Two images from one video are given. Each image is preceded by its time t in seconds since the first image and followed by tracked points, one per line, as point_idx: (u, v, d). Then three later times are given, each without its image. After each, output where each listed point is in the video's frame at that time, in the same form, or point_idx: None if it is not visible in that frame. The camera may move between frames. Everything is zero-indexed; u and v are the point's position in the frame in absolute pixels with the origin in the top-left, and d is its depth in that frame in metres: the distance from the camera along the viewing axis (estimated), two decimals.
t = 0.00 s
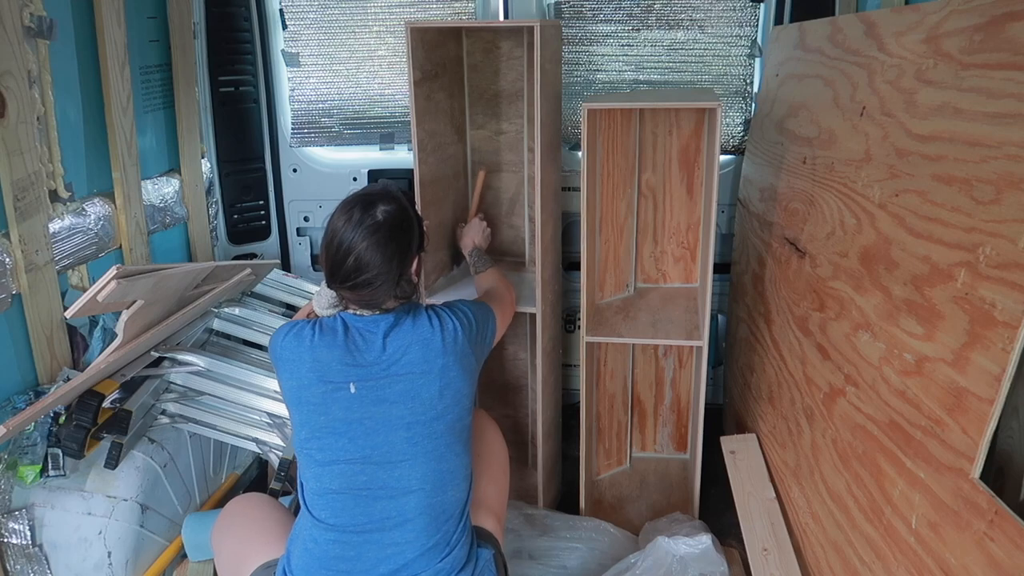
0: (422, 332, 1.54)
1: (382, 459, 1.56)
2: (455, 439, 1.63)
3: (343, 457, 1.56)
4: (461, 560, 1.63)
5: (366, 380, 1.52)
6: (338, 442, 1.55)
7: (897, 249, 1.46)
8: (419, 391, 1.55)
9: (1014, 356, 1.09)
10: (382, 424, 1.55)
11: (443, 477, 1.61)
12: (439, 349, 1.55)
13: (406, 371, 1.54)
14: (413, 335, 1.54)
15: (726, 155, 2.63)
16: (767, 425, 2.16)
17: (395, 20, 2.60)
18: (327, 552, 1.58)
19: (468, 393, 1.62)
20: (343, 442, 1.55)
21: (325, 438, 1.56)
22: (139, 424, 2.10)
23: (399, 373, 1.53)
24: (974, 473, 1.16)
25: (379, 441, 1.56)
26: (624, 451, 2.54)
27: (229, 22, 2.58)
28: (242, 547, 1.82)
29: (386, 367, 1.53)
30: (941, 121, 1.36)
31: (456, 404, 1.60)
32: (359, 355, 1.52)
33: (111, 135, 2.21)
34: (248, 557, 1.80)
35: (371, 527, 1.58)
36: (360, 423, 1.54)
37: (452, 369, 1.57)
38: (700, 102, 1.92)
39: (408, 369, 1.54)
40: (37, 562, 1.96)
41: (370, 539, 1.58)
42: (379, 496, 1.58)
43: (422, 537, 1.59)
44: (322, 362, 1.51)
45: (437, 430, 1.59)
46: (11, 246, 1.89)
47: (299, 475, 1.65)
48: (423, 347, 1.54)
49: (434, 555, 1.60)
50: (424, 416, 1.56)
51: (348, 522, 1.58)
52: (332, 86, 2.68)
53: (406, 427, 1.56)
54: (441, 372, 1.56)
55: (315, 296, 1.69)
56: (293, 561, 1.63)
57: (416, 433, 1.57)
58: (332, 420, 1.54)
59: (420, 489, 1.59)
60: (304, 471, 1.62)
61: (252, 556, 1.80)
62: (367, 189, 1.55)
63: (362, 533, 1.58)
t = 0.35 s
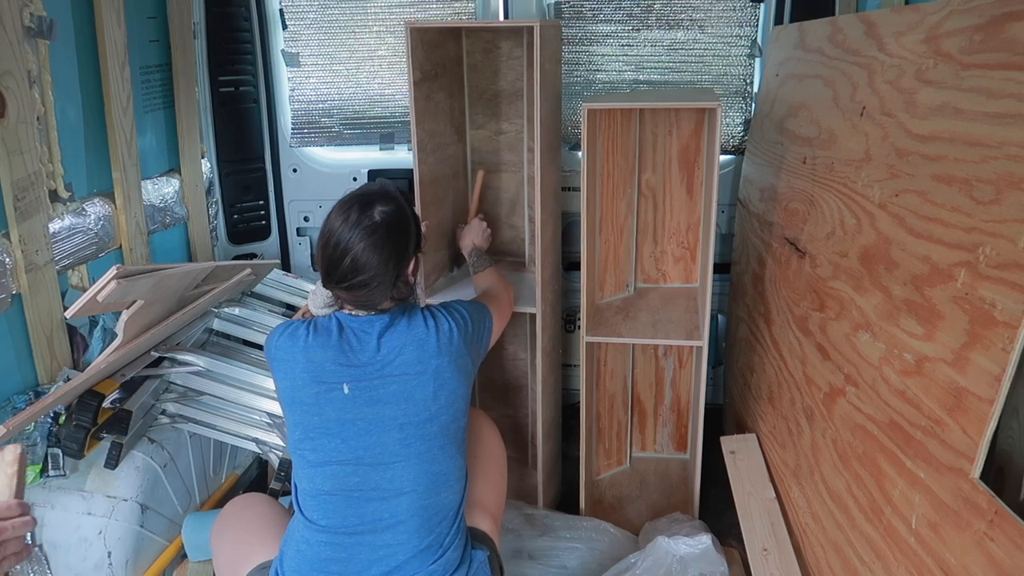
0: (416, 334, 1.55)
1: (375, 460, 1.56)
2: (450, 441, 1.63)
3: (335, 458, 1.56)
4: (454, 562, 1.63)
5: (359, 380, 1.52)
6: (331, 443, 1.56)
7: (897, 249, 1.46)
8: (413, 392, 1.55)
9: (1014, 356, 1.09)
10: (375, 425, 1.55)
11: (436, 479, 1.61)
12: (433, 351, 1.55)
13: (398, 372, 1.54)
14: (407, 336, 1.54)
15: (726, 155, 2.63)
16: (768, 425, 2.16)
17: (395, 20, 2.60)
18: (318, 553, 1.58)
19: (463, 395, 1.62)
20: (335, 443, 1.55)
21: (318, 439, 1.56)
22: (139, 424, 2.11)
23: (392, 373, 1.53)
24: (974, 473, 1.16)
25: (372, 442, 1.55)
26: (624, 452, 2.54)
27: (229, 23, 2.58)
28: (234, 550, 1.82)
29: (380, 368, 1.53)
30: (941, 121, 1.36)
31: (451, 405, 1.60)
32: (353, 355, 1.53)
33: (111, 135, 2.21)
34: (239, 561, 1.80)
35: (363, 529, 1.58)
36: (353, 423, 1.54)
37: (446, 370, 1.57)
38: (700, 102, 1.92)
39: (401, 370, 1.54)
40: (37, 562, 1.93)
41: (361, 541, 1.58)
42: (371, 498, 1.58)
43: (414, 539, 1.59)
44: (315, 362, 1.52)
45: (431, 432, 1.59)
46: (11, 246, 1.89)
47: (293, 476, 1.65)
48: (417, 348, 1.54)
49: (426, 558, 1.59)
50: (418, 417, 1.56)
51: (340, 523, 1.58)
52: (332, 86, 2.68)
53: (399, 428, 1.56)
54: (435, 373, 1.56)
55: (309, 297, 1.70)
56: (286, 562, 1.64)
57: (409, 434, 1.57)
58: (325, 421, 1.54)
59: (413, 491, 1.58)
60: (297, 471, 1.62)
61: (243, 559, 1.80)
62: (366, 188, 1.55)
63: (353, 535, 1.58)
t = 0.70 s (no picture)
0: (417, 334, 1.55)
1: (376, 459, 1.56)
2: (451, 440, 1.63)
3: (337, 457, 1.56)
4: (455, 561, 1.63)
5: (361, 380, 1.52)
6: (333, 442, 1.56)
7: (897, 249, 1.46)
8: (414, 392, 1.55)
9: (1014, 356, 1.09)
10: (377, 425, 1.55)
11: (438, 478, 1.61)
12: (435, 350, 1.55)
13: (400, 372, 1.54)
14: (409, 336, 1.54)
15: (726, 155, 2.63)
16: (768, 425, 2.16)
17: (395, 20, 2.60)
18: (320, 552, 1.58)
19: (464, 394, 1.62)
20: (338, 442, 1.55)
21: (321, 438, 1.56)
22: (139, 425, 2.11)
23: (394, 373, 1.53)
24: (974, 473, 1.16)
25: (375, 441, 1.56)
26: (624, 452, 2.54)
27: (229, 23, 2.58)
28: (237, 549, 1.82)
29: (382, 368, 1.53)
30: (941, 121, 1.36)
31: (451, 405, 1.60)
32: (355, 355, 1.52)
33: (111, 135, 2.21)
34: (242, 560, 1.80)
35: (365, 528, 1.58)
36: (355, 423, 1.54)
37: (447, 370, 1.57)
38: (700, 102, 1.92)
39: (403, 370, 1.54)
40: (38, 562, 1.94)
41: (363, 540, 1.58)
42: (373, 497, 1.58)
43: (415, 538, 1.59)
44: (317, 363, 1.51)
45: (432, 431, 1.59)
46: (11, 246, 1.89)
47: (295, 475, 1.65)
48: (419, 347, 1.54)
49: (427, 557, 1.59)
50: (419, 417, 1.56)
51: (341, 522, 1.58)
52: (333, 86, 2.68)
53: (400, 428, 1.56)
54: (437, 373, 1.56)
55: (310, 299, 1.71)
56: (287, 561, 1.64)
57: (410, 434, 1.57)
58: (327, 420, 1.54)
59: (415, 490, 1.58)
60: (299, 471, 1.62)
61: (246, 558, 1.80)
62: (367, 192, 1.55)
63: (355, 534, 1.58)
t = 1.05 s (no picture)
0: (425, 332, 1.55)
1: (388, 457, 1.56)
2: (460, 437, 1.63)
3: (348, 456, 1.56)
4: (465, 556, 1.64)
5: (371, 379, 1.52)
6: (343, 441, 1.55)
7: (897, 249, 1.46)
8: (424, 389, 1.55)
9: (1014, 356, 1.09)
10: (387, 423, 1.55)
11: (448, 474, 1.61)
12: (443, 348, 1.56)
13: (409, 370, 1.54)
14: (417, 334, 1.54)
15: (726, 155, 2.63)
16: (768, 425, 2.16)
17: (395, 20, 2.60)
18: (332, 550, 1.58)
19: (470, 391, 1.63)
20: (348, 441, 1.55)
21: (331, 437, 1.55)
22: (139, 425, 2.11)
23: (404, 371, 1.53)
24: (974, 472, 1.16)
25: (385, 439, 1.56)
26: (624, 452, 2.54)
27: (229, 22, 2.58)
28: (245, 548, 1.81)
29: (391, 366, 1.53)
30: (941, 121, 1.36)
31: (459, 401, 1.61)
32: (364, 354, 1.52)
33: (111, 135, 2.21)
34: (250, 559, 1.79)
35: (377, 525, 1.58)
36: (366, 421, 1.54)
37: (455, 367, 1.58)
38: (700, 102, 1.92)
39: (412, 368, 1.54)
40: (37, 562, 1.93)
41: (376, 537, 1.58)
42: (384, 494, 1.58)
43: (427, 534, 1.60)
44: (327, 363, 1.51)
45: (442, 428, 1.59)
46: (11, 246, 1.89)
47: (304, 473, 1.65)
48: (427, 345, 1.54)
49: (439, 552, 1.61)
50: (429, 414, 1.56)
51: (354, 520, 1.58)
52: (332, 86, 2.68)
53: (411, 426, 1.56)
54: (445, 370, 1.56)
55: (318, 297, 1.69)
56: (298, 559, 1.63)
57: (421, 431, 1.57)
58: (337, 419, 1.54)
59: (426, 487, 1.59)
60: (309, 469, 1.62)
61: (254, 557, 1.79)
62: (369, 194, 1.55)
63: (368, 531, 1.58)
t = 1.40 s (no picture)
0: (434, 327, 1.55)
1: (400, 453, 1.57)
2: (467, 431, 1.64)
3: (361, 452, 1.55)
4: (475, 550, 1.65)
5: (383, 376, 1.52)
6: (356, 438, 1.55)
7: (897, 249, 1.46)
8: (434, 384, 1.56)
9: (1014, 356, 1.09)
10: (400, 419, 1.55)
11: (458, 468, 1.62)
12: (450, 343, 1.57)
13: (420, 366, 1.54)
14: (426, 330, 1.55)
15: (726, 155, 2.63)
16: (767, 425, 2.16)
17: (395, 20, 2.60)
18: (346, 545, 1.58)
19: (476, 385, 1.64)
20: (361, 437, 1.55)
21: (344, 434, 1.55)
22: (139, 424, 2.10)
23: (415, 367, 1.54)
24: (974, 472, 1.16)
25: (398, 435, 1.56)
26: (624, 452, 2.54)
27: (229, 22, 2.57)
28: (255, 545, 1.82)
29: (402, 363, 1.53)
30: (941, 121, 1.36)
31: (467, 395, 1.62)
32: (376, 351, 1.52)
33: (111, 135, 2.21)
34: (258, 555, 1.80)
35: (391, 520, 1.58)
36: (378, 417, 1.54)
37: (462, 361, 1.59)
38: (700, 102, 1.92)
39: (422, 364, 1.54)
40: (36, 562, 1.91)
41: (390, 532, 1.58)
42: (397, 489, 1.58)
43: (440, 528, 1.60)
44: (338, 361, 1.50)
45: (453, 422, 1.60)
46: (11, 246, 1.89)
47: (313, 471, 1.64)
48: (437, 340, 1.55)
49: (450, 545, 1.61)
50: (440, 409, 1.57)
51: (368, 515, 1.58)
52: (332, 86, 2.68)
53: (422, 421, 1.56)
54: (454, 365, 1.57)
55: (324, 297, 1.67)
56: (311, 556, 1.63)
57: (432, 426, 1.57)
58: (350, 417, 1.53)
59: (438, 481, 1.59)
60: (321, 467, 1.61)
61: (263, 554, 1.80)
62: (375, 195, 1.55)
63: (382, 526, 1.58)
